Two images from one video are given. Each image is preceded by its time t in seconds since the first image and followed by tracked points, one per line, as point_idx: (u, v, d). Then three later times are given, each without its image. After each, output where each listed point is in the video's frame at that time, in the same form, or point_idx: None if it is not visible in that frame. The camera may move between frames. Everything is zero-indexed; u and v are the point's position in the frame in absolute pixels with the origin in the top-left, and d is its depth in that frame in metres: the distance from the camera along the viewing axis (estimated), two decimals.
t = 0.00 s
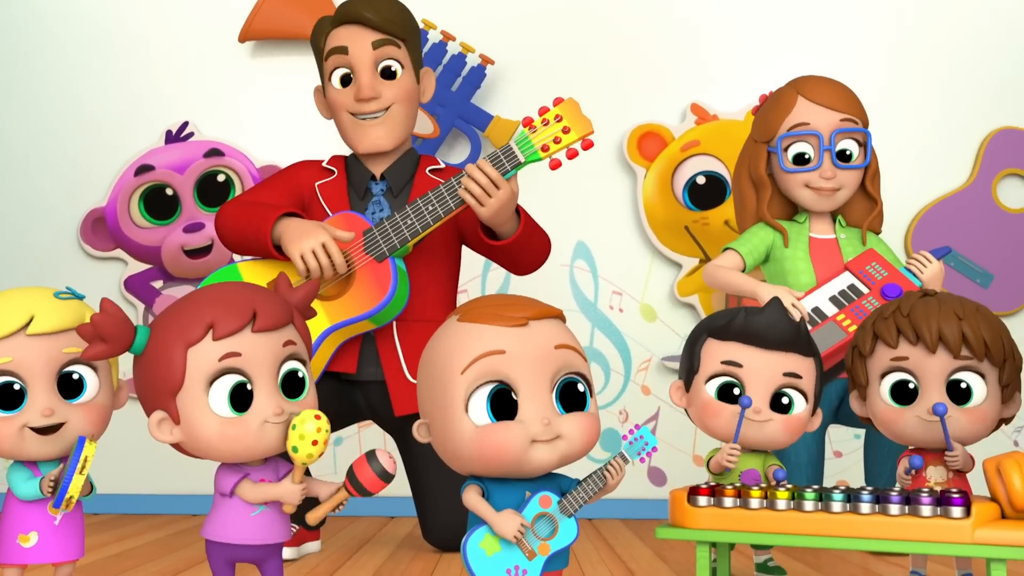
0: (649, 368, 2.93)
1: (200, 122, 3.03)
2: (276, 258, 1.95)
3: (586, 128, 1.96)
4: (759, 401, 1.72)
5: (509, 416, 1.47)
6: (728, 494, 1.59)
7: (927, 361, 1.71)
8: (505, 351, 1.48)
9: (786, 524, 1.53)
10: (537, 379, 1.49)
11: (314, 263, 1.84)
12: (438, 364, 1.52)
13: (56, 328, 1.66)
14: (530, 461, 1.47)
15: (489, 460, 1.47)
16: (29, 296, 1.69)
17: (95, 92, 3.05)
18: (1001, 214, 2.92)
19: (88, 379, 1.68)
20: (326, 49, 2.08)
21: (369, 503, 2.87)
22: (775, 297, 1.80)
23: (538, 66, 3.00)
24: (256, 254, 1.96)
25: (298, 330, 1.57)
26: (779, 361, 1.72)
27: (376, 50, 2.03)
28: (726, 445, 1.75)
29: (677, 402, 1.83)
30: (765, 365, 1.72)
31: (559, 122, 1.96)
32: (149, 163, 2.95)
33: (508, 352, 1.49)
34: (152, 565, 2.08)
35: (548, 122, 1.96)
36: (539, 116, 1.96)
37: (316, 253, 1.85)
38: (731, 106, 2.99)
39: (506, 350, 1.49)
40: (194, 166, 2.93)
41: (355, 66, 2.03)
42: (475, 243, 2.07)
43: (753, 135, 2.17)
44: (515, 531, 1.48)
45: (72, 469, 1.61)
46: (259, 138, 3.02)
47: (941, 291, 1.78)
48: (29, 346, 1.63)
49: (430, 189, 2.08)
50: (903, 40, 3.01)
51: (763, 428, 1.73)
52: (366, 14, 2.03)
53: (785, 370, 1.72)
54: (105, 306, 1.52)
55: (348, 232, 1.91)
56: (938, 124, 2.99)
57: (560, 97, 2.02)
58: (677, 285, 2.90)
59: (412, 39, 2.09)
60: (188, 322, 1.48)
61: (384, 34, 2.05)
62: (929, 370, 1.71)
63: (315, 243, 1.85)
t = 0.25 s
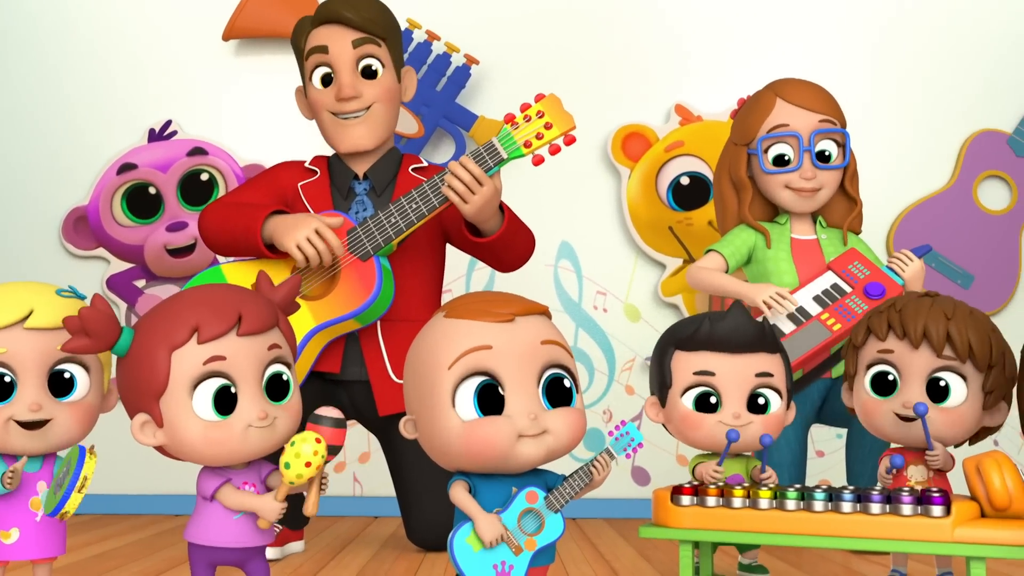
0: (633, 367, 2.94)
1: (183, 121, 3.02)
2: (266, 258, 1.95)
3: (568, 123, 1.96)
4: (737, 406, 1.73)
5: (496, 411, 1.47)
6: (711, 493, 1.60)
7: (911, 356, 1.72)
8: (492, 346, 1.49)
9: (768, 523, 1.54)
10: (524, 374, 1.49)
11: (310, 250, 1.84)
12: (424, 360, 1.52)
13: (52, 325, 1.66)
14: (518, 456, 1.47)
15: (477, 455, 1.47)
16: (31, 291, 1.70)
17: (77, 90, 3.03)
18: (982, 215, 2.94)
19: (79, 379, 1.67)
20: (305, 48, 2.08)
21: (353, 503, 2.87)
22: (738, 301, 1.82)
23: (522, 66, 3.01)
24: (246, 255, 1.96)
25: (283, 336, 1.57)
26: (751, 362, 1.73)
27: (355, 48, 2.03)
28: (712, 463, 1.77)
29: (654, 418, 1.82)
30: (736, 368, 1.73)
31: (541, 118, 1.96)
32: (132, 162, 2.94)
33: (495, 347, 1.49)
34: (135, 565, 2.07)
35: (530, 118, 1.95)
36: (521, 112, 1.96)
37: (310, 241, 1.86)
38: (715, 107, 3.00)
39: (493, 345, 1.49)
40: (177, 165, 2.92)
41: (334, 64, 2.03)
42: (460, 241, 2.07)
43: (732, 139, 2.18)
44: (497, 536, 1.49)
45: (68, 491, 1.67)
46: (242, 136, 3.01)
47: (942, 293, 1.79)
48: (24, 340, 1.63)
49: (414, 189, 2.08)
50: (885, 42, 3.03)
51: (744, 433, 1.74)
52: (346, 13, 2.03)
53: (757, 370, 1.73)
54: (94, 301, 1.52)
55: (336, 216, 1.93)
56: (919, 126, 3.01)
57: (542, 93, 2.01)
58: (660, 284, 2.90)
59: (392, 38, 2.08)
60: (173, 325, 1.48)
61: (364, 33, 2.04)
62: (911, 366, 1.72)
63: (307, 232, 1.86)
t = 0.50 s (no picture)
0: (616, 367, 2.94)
1: (166, 119, 3.00)
2: (248, 252, 1.94)
3: (562, 145, 1.97)
4: (715, 400, 1.74)
5: (479, 414, 1.47)
6: (694, 493, 1.61)
7: (910, 350, 1.76)
8: (476, 350, 1.49)
9: (750, 522, 1.55)
10: (507, 378, 1.49)
11: (301, 247, 1.83)
12: (407, 362, 1.51)
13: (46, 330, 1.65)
14: (501, 459, 1.48)
15: (458, 457, 1.47)
16: (30, 294, 1.69)
17: (58, 88, 3.01)
18: (962, 216, 2.96)
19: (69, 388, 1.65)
20: (315, 39, 2.06)
21: (337, 503, 2.87)
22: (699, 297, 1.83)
23: (507, 66, 3.01)
24: (228, 245, 1.94)
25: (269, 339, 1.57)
26: (721, 354, 1.74)
27: (370, 47, 2.03)
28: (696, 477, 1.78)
29: (632, 425, 1.82)
30: (709, 363, 1.74)
31: (535, 137, 1.97)
32: (113, 160, 2.92)
33: (478, 351, 1.49)
34: (117, 565, 2.06)
35: (524, 136, 1.97)
36: (515, 129, 1.97)
37: (300, 238, 1.85)
38: (698, 108, 3.01)
39: (476, 349, 1.49)
40: (159, 164, 2.91)
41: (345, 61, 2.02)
42: (444, 250, 2.08)
43: (712, 142, 2.18)
44: (486, 531, 1.48)
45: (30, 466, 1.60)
46: (225, 134, 3.00)
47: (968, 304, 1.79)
48: (17, 343, 1.62)
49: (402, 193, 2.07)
50: (867, 44, 3.05)
51: (726, 424, 1.76)
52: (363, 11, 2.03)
53: (728, 360, 1.75)
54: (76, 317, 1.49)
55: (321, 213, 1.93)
56: (901, 128, 3.04)
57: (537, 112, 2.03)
58: (644, 285, 2.91)
59: (403, 43, 2.10)
60: (160, 335, 1.47)
61: (376, 33, 2.05)
62: (908, 359, 1.76)
63: (296, 229, 1.85)
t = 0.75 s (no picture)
0: (599, 367, 2.95)
1: (147, 118, 2.99)
2: (230, 248, 1.93)
3: (551, 158, 1.97)
4: (710, 399, 1.74)
5: (464, 412, 1.47)
6: (676, 492, 1.61)
7: (876, 355, 1.77)
8: (460, 348, 1.49)
9: (732, 521, 1.56)
10: (491, 375, 1.49)
11: (279, 250, 1.83)
12: (392, 360, 1.51)
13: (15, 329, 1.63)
14: (485, 456, 1.47)
15: (441, 454, 1.47)
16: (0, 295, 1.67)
17: (38, 86, 2.99)
18: (942, 217, 2.98)
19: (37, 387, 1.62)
20: (318, 34, 2.05)
21: (319, 503, 2.86)
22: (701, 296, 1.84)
23: (490, 65, 3.01)
24: (208, 238, 1.93)
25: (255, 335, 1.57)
26: (721, 355, 1.76)
27: (373, 50, 2.04)
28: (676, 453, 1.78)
29: (624, 417, 1.79)
30: (710, 362, 1.75)
31: (525, 148, 1.97)
32: (94, 158, 2.90)
33: (462, 348, 1.49)
34: (98, 566, 2.05)
35: (514, 147, 1.97)
36: (505, 140, 1.97)
37: (279, 240, 1.84)
38: (681, 108, 3.02)
39: (460, 346, 1.49)
40: (140, 162, 2.89)
41: (348, 58, 2.02)
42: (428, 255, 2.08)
43: (693, 145, 2.19)
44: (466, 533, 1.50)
45: None
46: (207, 132, 2.98)
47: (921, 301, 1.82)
48: None
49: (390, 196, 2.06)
50: (849, 45, 3.07)
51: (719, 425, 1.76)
52: (369, 11, 2.03)
53: (727, 363, 1.77)
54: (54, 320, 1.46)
55: (305, 217, 1.93)
56: (882, 130, 3.06)
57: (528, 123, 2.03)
58: (627, 285, 2.92)
59: (402, 49, 2.11)
60: (148, 333, 1.46)
61: (379, 35, 2.05)
62: (875, 364, 1.77)
63: (276, 231, 1.84)
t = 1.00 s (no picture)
0: (585, 367, 2.96)
1: (132, 116, 2.98)
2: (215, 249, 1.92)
3: (538, 154, 1.97)
4: (697, 398, 1.75)
5: (449, 414, 1.47)
6: (662, 492, 1.62)
7: (845, 348, 1.75)
8: (446, 349, 1.49)
9: (717, 519, 1.57)
10: (477, 377, 1.49)
11: (252, 258, 1.82)
12: (378, 361, 1.51)
13: None
14: (468, 462, 1.48)
15: (427, 458, 1.47)
16: None
17: (21, 84, 2.97)
18: (926, 218, 3.00)
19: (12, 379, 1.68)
20: (303, 33, 2.04)
21: (304, 503, 2.86)
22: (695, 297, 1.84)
23: (477, 65, 3.01)
24: (190, 239, 1.93)
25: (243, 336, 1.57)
26: (710, 356, 1.76)
27: (360, 50, 2.03)
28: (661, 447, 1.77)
29: (611, 412, 1.79)
30: (699, 361, 1.75)
31: (512, 145, 1.97)
32: (78, 157, 2.88)
33: (448, 349, 1.49)
34: (82, 566, 2.04)
35: (501, 144, 1.97)
36: (492, 136, 1.97)
37: (255, 247, 1.83)
38: (668, 109, 3.03)
39: (446, 348, 1.49)
40: (125, 161, 2.87)
41: (335, 59, 2.02)
42: (415, 252, 2.07)
43: (685, 142, 2.20)
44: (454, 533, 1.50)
45: None
46: (192, 131, 2.97)
47: (872, 290, 1.83)
48: None
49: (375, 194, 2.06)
50: (833, 47, 3.08)
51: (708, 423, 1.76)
52: (354, 10, 2.03)
53: (717, 364, 1.77)
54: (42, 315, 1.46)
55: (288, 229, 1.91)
56: (867, 131, 3.07)
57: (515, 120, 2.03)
58: (613, 285, 2.92)
59: (389, 49, 2.11)
60: (133, 334, 1.45)
61: (365, 35, 2.05)
62: (845, 359, 1.75)
63: (255, 236, 1.83)
